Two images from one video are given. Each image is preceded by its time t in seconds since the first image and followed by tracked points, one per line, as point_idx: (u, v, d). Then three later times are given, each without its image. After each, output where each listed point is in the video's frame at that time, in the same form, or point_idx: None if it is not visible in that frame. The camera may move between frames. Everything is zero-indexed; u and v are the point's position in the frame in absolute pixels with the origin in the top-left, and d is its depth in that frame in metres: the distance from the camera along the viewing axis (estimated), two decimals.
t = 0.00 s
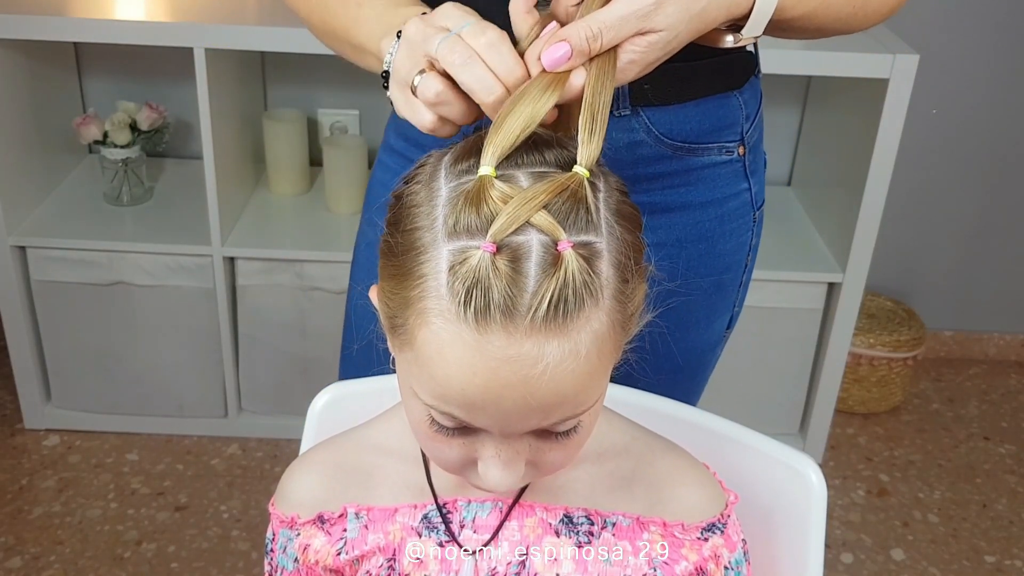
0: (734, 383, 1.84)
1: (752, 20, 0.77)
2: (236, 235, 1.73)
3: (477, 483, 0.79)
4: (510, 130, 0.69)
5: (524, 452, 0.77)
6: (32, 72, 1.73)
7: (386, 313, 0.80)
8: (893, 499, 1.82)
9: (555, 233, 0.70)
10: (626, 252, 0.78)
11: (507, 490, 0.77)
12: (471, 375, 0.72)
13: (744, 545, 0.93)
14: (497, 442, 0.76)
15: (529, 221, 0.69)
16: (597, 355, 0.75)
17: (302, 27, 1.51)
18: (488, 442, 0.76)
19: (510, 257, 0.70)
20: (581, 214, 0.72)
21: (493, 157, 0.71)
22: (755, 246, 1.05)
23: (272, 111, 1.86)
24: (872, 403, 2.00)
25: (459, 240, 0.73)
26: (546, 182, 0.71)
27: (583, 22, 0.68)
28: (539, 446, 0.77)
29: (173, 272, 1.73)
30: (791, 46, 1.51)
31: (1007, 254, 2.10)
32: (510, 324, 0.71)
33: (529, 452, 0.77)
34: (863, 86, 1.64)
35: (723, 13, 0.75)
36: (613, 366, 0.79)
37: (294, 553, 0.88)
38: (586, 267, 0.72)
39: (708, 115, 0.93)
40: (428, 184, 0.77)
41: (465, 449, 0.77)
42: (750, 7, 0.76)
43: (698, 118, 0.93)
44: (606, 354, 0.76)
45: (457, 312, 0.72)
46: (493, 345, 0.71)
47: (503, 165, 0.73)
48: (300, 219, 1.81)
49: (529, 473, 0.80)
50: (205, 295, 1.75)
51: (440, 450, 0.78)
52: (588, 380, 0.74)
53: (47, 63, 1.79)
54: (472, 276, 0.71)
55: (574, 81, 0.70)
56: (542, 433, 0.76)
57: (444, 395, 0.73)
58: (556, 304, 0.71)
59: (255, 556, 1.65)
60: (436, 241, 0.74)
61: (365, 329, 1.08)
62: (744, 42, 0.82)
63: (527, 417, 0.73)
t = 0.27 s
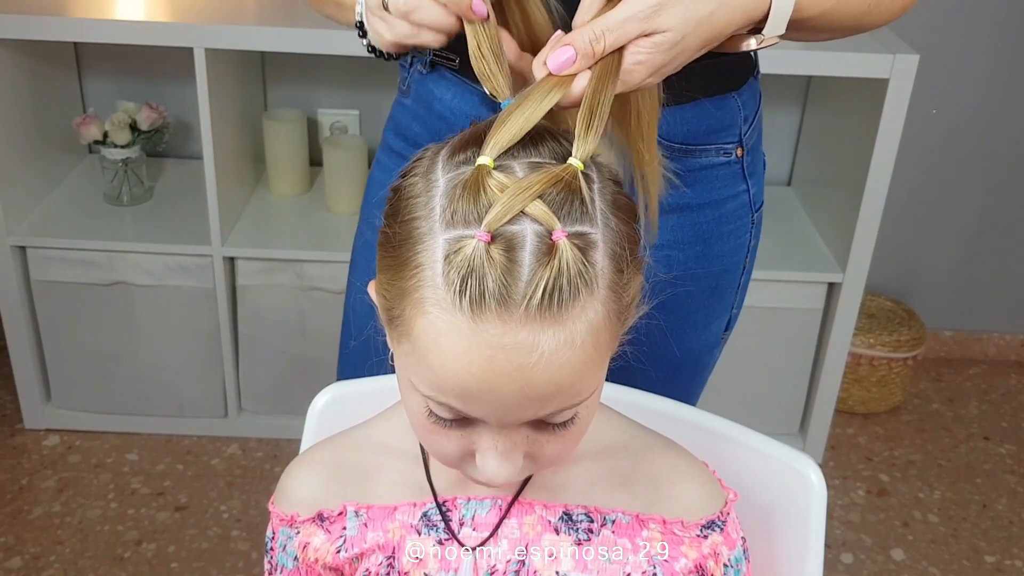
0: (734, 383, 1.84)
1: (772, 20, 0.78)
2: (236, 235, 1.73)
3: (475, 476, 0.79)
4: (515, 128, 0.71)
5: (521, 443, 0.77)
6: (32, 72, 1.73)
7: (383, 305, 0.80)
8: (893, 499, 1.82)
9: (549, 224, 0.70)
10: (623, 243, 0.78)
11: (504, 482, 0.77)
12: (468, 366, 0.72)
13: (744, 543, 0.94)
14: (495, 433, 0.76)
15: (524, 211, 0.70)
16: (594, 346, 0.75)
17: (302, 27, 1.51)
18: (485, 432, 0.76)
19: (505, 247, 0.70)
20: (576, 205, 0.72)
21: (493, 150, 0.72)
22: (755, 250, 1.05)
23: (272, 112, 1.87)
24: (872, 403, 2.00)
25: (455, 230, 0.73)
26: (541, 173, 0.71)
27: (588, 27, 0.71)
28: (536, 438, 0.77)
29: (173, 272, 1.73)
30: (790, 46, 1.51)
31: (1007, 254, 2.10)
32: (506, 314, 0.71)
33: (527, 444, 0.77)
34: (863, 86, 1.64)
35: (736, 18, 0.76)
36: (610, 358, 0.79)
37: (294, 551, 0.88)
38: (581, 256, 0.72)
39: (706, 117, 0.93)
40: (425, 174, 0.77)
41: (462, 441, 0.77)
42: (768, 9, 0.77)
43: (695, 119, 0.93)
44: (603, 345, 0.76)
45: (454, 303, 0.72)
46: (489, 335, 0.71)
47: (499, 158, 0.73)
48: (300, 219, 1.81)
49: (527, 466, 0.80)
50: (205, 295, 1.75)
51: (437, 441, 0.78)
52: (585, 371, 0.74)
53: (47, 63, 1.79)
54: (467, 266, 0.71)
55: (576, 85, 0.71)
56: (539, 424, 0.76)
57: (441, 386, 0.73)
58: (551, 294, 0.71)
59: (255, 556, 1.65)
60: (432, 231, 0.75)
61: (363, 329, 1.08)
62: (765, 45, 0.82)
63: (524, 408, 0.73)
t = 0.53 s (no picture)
0: (733, 383, 1.84)
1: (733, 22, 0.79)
2: (236, 235, 1.73)
3: (472, 478, 0.79)
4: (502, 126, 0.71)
5: (518, 445, 0.76)
6: (32, 72, 1.73)
7: (380, 307, 0.80)
8: (893, 499, 1.82)
9: (546, 225, 0.70)
10: (619, 244, 0.78)
11: (501, 484, 0.77)
12: (464, 368, 0.72)
13: (744, 544, 0.94)
14: (491, 435, 0.76)
15: (519, 213, 0.70)
16: (590, 347, 0.75)
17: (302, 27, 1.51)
18: (481, 435, 0.76)
19: (502, 249, 0.70)
20: (572, 206, 0.72)
21: (485, 150, 0.72)
22: (755, 253, 1.06)
23: (272, 112, 1.87)
24: (872, 403, 2.00)
25: (451, 232, 0.73)
26: (537, 175, 0.71)
27: (571, 23, 0.69)
28: (533, 440, 0.77)
29: (173, 272, 1.73)
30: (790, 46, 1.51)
31: (1007, 254, 2.10)
32: (503, 316, 0.71)
33: (523, 446, 0.77)
34: (863, 86, 1.64)
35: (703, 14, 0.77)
36: (607, 360, 0.79)
37: (293, 553, 0.88)
38: (577, 258, 0.72)
39: (707, 121, 0.93)
40: (421, 177, 0.77)
41: (459, 443, 0.77)
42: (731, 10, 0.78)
43: (697, 123, 0.93)
44: (600, 347, 0.76)
45: (450, 305, 0.72)
46: (486, 337, 0.71)
47: (494, 158, 0.73)
48: (300, 219, 1.81)
49: (524, 468, 0.80)
50: (205, 294, 1.75)
51: (433, 444, 0.78)
52: (581, 373, 0.74)
53: (47, 63, 1.79)
54: (463, 267, 0.71)
55: (559, 78, 0.71)
56: (535, 426, 0.76)
57: (437, 388, 0.73)
58: (547, 295, 0.71)
59: (255, 556, 1.65)
60: (428, 233, 0.75)
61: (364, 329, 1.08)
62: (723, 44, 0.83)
63: (521, 410, 0.73)
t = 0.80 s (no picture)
0: (733, 383, 1.84)
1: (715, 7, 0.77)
2: (236, 235, 1.73)
3: (475, 477, 0.79)
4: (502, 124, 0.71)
5: (521, 444, 0.76)
6: (32, 72, 1.73)
7: (383, 306, 0.80)
8: (893, 499, 1.82)
9: (548, 223, 0.70)
10: (622, 243, 0.78)
11: (504, 483, 0.77)
12: (467, 367, 0.72)
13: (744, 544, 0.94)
14: (494, 434, 0.76)
15: (523, 211, 0.70)
16: (594, 346, 0.75)
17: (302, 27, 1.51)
18: (484, 433, 0.76)
19: (505, 247, 0.70)
20: (575, 204, 0.72)
21: (486, 147, 0.72)
22: (753, 253, 1.06)
23: (272, 112, 1.86)
24: (872, 403, 2.00)
25: (454, 231, 0.73)
26: (539, 173, 0.71)
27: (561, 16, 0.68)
28: (536, 438, 0.77)
29: (173, 272, 1.73)
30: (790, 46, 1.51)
31: (1007, 254, 2.10)
32: (506, 315, 0.71)
33: (526, 445, 0.77)
34: (863, 86, 1.64)
35: None
36: (610, 359, 0.79)
37: (294, 553, 0.88)
38: (580, 256, 0.72)
39: (706, 120, 0.93)
40: (424, 177, 0.77)
41: (462, 442, 0.77)
42: None
43: (695, 122, 0.93)
44: (603, 346, 0.76)
45: (453, 304, 0.72)
46: (489, 336, 0.71)
47: (496, 156, 0.74)
48: (300, 219, 1.81)
49: (526, 467, 0.80)
50: (205, 295, 1.75)
51: (436, 443, 0.78)
52: (584, 372, 0.74)
53: (47, 63, 1.79)
54: (467, 266, 0.71)
55: (553, 73, 0.70)
56: (538, 425, 0.76)
57: (441, 387, 0.73)
58: (551, 294, 0.71)
59: (255, 556, 1.65)
60: (431, 232, 0.75)
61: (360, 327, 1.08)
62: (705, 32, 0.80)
63: (524, 409, 0.73)
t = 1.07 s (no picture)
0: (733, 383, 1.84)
1: None
2: (236, 235, 1.73)
3: (474, 477, 0.79)
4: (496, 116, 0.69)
5: (520, 445, 0.76)
6: (31, 72, 1.73)
7: (382, 306, 0.80)
8: (893, 499, 1.82)
9: (548, 223, 0.70)
10: (622, 243, 0.78)
11: (503, 483, 0.77)
12: (467, 367, 0.72)
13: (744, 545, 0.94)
14: (494, 434, 0.76)
15: (523, 211, 0.70)
16: (593, 347, 0.75)
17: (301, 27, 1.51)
18: (483, 433, 0.76)
19: (505, 246, 0.70)
20: (575, 204, 0.72)
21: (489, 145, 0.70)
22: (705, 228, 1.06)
23: (272, 112, 1.86)
24: (872, 403, 2.00)
25: (455, 230, 0.73)
26: (541, 174, 0.71)
27: None
28: (535, 439, 0.77)
29: (173, 272, 1.73)
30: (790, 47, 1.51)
31: (1006, 254, 2.10)
32: (506, 315, 0.71)
33: (525, 446, 0.77)
34: (863, 86, 1.64)
35: None
36: (609, 359, 0.79)
37: (294, 553, 0.89)
38: (579, 256, 0.72)
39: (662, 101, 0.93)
40: (425, 175, 0.77)
41: (462, 442, 0.77)
42: None
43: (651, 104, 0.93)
44: (603, 346, 0.76)
45: (453, 303, 0.72)
46: (488, 336, 0.71)
47: (499, 155, 0.73)
48: (300, 219, 1.81)
49: (525, 468, 0.80)
50: (205, 295, 1.75)
51: (435, 443, 0.78)
52: (584, 372, 0.74)
53: (46, 63, 1.79)
54: (466, 265, 0.71)
55: (534, 42, 0.68)
56: (538, 426, 0.76)
57: (440, 386, 0.73)
58: (550, 294, 0.71)
59: (255, 556, 1.65)
60: (431, 230, 0.75)
61: (322, 328, 1.10)
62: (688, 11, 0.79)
63: (523, 409, 0.73)
